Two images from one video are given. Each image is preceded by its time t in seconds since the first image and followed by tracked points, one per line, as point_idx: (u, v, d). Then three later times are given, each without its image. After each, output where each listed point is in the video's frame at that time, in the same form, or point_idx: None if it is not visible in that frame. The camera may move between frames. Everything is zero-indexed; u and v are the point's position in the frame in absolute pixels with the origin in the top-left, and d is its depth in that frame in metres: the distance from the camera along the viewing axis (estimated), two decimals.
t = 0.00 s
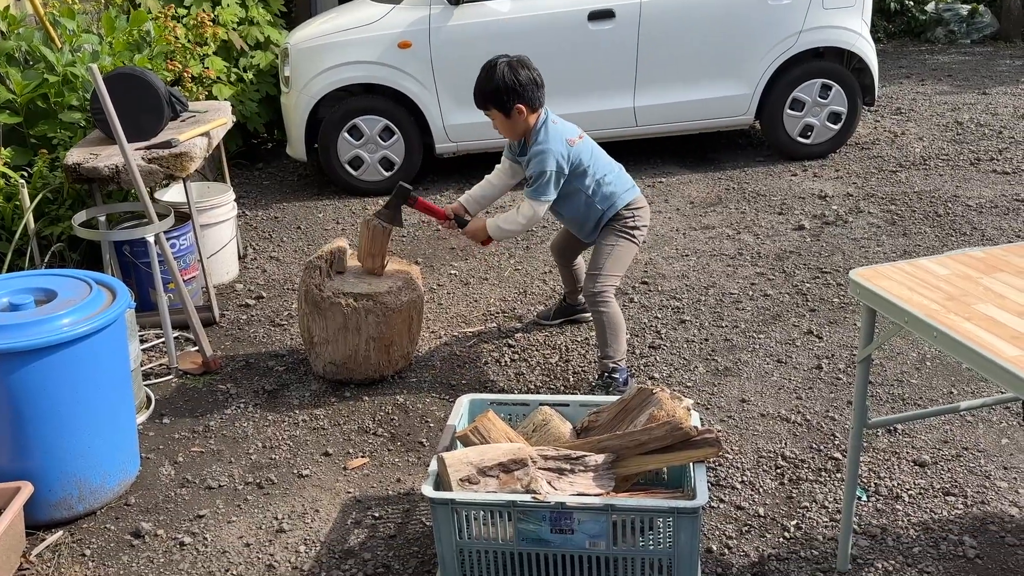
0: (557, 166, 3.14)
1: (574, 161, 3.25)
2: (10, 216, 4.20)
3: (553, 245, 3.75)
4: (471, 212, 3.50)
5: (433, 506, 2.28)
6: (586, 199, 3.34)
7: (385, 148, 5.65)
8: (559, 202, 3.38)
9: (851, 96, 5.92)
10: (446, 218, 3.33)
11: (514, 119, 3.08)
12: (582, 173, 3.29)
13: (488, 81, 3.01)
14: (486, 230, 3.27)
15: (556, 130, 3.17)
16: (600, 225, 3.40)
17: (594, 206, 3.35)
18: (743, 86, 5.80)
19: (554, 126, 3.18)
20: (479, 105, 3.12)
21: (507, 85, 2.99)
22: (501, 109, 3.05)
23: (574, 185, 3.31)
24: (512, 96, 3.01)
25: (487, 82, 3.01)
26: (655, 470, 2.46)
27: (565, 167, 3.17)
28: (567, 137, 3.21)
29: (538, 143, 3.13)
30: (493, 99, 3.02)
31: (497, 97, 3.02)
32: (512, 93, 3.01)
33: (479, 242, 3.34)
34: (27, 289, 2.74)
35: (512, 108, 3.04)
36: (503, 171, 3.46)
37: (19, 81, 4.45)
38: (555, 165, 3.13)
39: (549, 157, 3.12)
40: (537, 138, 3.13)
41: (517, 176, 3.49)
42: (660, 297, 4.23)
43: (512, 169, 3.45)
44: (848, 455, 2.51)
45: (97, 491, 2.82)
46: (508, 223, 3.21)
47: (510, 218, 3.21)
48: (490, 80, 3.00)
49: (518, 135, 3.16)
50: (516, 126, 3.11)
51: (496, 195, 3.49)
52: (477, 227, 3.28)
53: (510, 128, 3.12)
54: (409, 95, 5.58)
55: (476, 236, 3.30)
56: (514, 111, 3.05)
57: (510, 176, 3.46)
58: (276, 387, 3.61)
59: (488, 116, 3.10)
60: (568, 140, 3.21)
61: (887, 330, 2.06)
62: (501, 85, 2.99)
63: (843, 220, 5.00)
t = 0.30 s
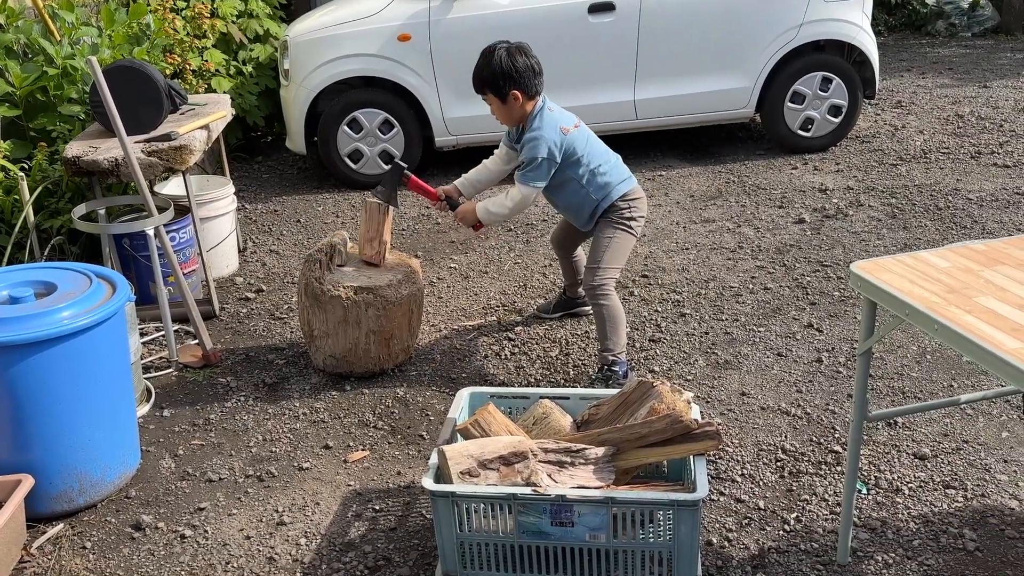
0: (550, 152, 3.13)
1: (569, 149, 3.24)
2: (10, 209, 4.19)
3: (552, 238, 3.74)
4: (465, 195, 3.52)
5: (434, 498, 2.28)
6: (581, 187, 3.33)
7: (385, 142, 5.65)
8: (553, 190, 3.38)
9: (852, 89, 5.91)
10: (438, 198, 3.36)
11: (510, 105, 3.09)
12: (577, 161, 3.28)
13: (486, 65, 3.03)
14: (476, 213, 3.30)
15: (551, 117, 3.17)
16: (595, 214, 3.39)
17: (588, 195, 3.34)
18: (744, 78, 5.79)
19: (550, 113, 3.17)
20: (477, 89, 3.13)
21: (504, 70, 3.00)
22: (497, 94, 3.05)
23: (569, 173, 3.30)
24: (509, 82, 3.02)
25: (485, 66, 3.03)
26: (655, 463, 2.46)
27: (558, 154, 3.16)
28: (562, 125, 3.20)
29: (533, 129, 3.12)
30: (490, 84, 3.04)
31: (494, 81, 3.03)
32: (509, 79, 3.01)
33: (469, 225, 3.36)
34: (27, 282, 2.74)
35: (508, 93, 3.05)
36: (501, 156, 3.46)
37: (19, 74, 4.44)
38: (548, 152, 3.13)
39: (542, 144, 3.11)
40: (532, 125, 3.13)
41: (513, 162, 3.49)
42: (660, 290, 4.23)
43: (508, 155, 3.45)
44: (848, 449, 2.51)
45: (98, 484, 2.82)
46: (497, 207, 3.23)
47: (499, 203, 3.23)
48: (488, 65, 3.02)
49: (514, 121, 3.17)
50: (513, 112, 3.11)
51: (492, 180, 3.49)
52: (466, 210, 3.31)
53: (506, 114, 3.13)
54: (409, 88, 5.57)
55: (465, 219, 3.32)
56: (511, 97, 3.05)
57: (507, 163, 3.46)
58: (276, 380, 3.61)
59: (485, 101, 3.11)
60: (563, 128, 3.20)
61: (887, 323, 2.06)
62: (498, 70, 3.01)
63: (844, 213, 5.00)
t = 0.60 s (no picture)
0: (551, 142, 3.13)
1: (569, 141, 3.23)
2: (12, 204, 4.19)
3: (554, 234, 3.74)
4: (466, 188, 3.49)
5: (436, 494, 2.28)
6: (579, 179, 3.33)
7: (387, 138, 5.64)
8: (552, 181, 3.37)
9: (856, 86, 5.89)
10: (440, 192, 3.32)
11: (514, 94, 3.08)
12: (577, 153, 3.27)
13: (491, 53, 3.03)
14: (479, 204, 3.28)
15: (552, 108, 3.17)
16: (593, 207, 3.38)
17: (586, 188, 3.34)
18: (747, 76, 5.78)
19: (551, 104, 3.18)
20: (479, 78, 3.12)
21: (511, 57, 3.01)
22: (502, 82, 3.05)
23: (568, 165, 3.30)
24: (514, 70, 3.02)
25: (490, 54, 3.02)
26: (657, 460, 2.45)
27: (559, 144, 3.16)
28: (563, 115, 3.20)
29: (534, 118, 3.12)
30: (495, 71, 3.03)
31: (499, 70, 3.02)
32: (515, 66, 3.02)
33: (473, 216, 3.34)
34: (29, 277, 2.74)
35: (513, 81, 3.05)
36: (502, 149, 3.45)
37: (21, 69, 4.43)
38: (548, 141, 3.12)
39: (543, 133, 3.11)
40: (534, 114, 3.13)
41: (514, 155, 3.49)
42: (662, 287, 4.22)
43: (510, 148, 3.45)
44: (851, 447, 2.50)
45: (100, 479, 2.82)
46: (501, 199, 3.21)
47: (503, 193, 3.20)
48: (494, 52, 3.02)
49: (517, 111, 3.16)
50: (516, 101, 3.10)
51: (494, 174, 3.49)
52: (470, 201, 3.29)
53: (509, 103, 3.12)
54: (411, 85, 5.56)
55: (468, 209, 3.31)
56: (515, 85, 3.05)
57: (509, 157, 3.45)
58: (278, 376, 3.61)
59: (489, 90, 3.10)
60: (564, 119, 3.20)
61: (891, 320, 2.05)
62: (504, 57, 3.01)
63: (847, 211, 4.98)
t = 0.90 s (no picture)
0: (557, 144, 3.12)
1: (574, 143, 3.23)
2: (16, 203, 4.18)
3: (556, 234, 3.73)
4: (471, 183, 3.52)
5: (437, 496, 2.27)
6: (583, 181, 3.32)
7: (390, 138, 5.64)
8: (555, 183, 3.36)
9: (860, 88, 5.88)
10: (444, 179, 3.37)
11: (526, 96, 3.07)
12: (581, 155, 3.27)
13: (504, 54, 2.99)
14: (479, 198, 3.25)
15: (558, 110, 3.16)
16: (596, 209, 3.38)
17: (590, 190, 3.33)
18: (752, 77, 5.76)
19: (558, 105, 3.17)
20: (489, 77, 3.08)
21: (526, 58, 2.99)
22: (515, 83, 3.03)
23: (572, 166, 3.29)
24: (528, 71, 3.01)
25: (504, 55, 2.99)
26: (659, 463, 2.44)
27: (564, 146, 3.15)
28: (568, 117, 3.20)
29: (540, 120, 3.12)
30: (509, 72, 3.00)
31: (514, 71, 3.00)
32: (530, 67, 3.00)
33: (470, 211, 3.32)
34: (32, 276, 2.74)
35: (526, 83, 3.03)
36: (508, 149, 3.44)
37: (25, 68, 4.45)
38: (554, 143, 3.11)
39: (549, 135, 3.10)
40: (541, 117, 3.12)
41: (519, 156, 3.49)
42: (666, 289, 4.21)
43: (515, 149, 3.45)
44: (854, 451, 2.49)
45: (102, 478, 2.82)
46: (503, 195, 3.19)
47: (504, 191, 3.18)
48: (510, 52, 2.99)
49: (525, 112, 3.15)
50: (526, 102, 3.09)
51: (498, 172, 3.49)
52: (469, 194, 3.26)
53: (519, 104, 3.10)
54: (415, 86, 5.56)
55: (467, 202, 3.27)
56: (529, 87, 3.04)
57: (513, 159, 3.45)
58: (281, 376, 3.61)
59: (499, 90, 3.07)
60: (570, 121, 3.20)
61: (895, 323, 2.04)
62: (520, 58, 2.99)
63: (851, 213, 4.97)
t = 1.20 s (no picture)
0: (569, 145, 3.11)
1: (586, 145, 3.22)
2: (21, 205, 4.18)
3: (562, 240, 3.73)
4: (484, 172, 3.53)
5: (438, 499, 2.27)
6: (590, 183, 3.31)
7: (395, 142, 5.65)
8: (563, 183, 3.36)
9: (866, 93, 5.87)
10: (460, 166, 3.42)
11: (541, 93, 3.07)
12: (592, 157, 3.26)
13: (524, 49, 3.01)
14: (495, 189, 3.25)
15: (573, 111, 3.15)
16: (601, 212, 3.37)
17: (596, 193, 3.33)
18: (756, 82, 5.76)
19: (573, 106, 3.17)
20: (506, 72, 3.09)
21: (544, 56, 3.00)
22: (531, 80, 3.04)
23: (581, 168, 3.29)
24: (546, 68, 3.02)
25: (523, 50, 3.00)
26: (662, 467, 2.43)
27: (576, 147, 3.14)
28: (583, 119, 3.19)
29: (555, 119, 3.11)
30: (526, 68, 3.01)
31: (531, 66, 3.01)
32: (547, 65, 3.01)
33: (482, 200, 3.34)
34: (35, 277, 2.74)
35: (542, 80, 3.04)
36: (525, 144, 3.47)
37: (31, 70, 4.45)
38: (566, 143, 3.11)
39: (562, 135, 3.10)
40: (556, 116, 3.12)
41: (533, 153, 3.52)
42: (669, 293, 4.20)
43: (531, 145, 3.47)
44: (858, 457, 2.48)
45: (103, 480, 2.82)
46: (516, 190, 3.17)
47: (516, 187, 3.18)
48: (528, 48, 3.00)
49: (538, 109, 3.15)
50: (540, 100, 3.10)
51: (513, 165, 3.51)
52: (484, 184, 3.29)
53: (533, 101, 3.10)
54: (420, 89, 5.57)
55: (484, 193, 3.29)
56: (544, 84, 3.05)
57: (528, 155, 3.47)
58: (283, 379, 3.61)
59: (515, 85, 3.08)
60: (584, 122, 3.19)
61: (898, 328, 2.03)
62: (538, 54, 3.00)
63: (856, 218, 4.96)
